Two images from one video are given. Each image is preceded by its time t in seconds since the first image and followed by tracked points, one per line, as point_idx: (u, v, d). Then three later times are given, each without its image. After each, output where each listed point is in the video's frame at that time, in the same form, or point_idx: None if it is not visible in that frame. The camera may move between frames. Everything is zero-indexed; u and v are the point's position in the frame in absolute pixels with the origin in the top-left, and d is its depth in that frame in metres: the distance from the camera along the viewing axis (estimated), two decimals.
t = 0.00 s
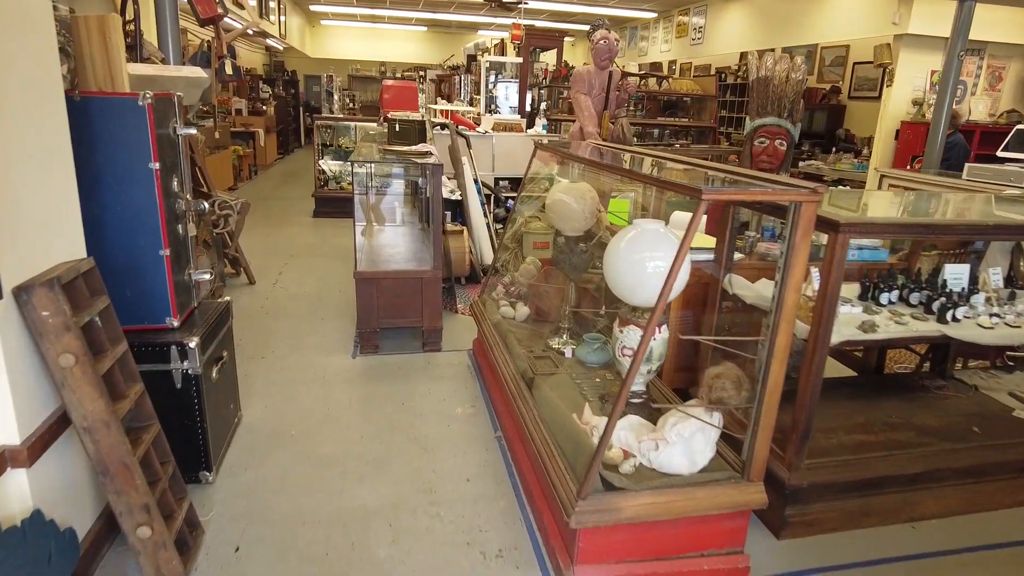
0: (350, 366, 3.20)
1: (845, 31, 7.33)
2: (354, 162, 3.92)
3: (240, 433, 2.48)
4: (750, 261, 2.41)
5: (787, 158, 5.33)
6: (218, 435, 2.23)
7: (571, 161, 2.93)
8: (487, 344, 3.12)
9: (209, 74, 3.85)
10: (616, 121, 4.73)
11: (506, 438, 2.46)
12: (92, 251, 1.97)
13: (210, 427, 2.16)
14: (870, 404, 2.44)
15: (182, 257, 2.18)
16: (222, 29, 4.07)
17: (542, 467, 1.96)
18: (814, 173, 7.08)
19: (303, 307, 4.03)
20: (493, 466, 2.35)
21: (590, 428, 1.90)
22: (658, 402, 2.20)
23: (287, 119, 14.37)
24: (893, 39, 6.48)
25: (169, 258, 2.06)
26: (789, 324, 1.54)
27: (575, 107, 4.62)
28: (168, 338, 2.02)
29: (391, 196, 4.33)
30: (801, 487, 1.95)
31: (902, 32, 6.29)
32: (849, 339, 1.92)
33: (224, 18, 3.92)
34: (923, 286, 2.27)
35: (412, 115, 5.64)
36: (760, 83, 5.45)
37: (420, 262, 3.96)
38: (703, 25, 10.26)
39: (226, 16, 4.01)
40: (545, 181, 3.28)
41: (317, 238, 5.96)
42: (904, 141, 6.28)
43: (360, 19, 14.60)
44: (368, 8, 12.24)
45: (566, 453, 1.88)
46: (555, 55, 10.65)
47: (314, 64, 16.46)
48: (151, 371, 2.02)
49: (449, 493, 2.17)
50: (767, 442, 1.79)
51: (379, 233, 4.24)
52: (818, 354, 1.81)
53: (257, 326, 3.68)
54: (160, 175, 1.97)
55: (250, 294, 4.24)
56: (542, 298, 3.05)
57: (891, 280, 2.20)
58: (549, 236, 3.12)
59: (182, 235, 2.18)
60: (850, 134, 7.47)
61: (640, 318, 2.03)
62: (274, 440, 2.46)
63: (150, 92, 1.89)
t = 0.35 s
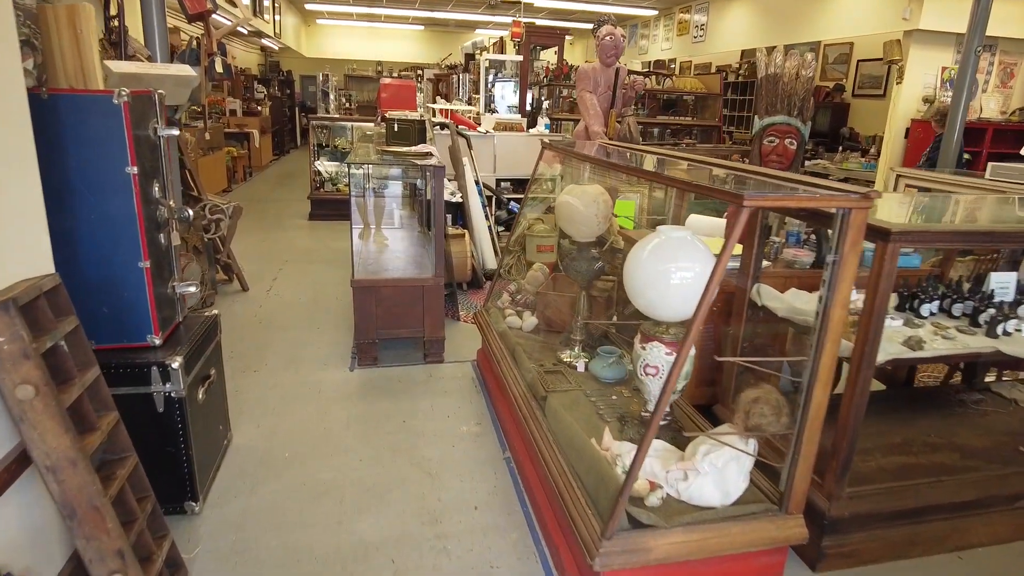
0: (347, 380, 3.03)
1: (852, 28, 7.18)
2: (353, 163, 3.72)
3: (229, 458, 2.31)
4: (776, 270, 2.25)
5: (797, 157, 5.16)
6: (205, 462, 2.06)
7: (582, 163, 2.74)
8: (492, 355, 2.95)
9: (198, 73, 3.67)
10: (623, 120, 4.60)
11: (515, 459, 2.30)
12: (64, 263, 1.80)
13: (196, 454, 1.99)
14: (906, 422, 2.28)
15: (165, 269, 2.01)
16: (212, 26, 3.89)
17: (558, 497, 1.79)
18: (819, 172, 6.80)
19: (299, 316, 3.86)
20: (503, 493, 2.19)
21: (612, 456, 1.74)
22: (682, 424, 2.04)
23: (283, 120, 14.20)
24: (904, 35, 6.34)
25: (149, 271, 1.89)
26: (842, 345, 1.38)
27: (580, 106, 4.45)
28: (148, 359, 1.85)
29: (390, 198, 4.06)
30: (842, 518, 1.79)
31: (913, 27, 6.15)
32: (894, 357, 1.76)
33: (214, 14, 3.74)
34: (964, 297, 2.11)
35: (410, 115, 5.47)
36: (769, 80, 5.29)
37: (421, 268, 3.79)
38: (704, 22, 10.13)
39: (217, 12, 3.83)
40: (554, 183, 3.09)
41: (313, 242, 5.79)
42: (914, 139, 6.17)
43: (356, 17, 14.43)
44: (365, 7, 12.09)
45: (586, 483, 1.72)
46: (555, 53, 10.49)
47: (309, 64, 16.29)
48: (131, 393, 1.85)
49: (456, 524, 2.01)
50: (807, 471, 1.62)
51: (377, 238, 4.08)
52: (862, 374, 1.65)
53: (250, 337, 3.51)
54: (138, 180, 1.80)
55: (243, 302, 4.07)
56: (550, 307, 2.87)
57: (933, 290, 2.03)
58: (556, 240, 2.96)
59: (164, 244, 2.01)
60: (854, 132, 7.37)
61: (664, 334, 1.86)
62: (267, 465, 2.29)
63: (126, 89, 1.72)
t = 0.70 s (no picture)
0: (341, 396, 2.84)
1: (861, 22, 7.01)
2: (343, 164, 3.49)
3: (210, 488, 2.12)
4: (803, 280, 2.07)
5: (808, 156, 5.00)
6: (179, 494, 1.86)
7: (590, 162, 2.55)
8: (493, 368, 2.76)
9: (182, 68, 3.48)
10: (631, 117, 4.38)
11: (520, 486, 2.12)
12: (19, 277, 1.62)
13: (169, 485, 1.80)
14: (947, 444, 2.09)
15: (133, 281, 1.82)
16: (198, 18, 3.69)
17: (570, 538, 1.62)
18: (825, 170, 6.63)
19: (290, 325, 3.68)
20: (508, 527, 2.00)
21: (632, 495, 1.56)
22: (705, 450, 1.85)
23: (279, 120, 14.02)
24: (915, 29, 6.20)
25: (115, 285, 1.70)
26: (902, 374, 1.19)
27: (585, 103, 4.32)
28: (113, 383, 1.66)
29: (388, 198, 3.89)
30: (890, 560, 1.60)
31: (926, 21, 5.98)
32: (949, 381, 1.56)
33: (199, 6, 3.55)
34: (1015, 309, 1.92)
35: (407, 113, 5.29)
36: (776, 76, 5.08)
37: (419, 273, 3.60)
38: (708, 18, 9.97)
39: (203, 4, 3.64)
40: (557, 183, 2.90)
41: (307, 245, 5.61)
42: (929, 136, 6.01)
43: (352, 15, 14.25)
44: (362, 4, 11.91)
45: (604, 525, 1.54)
46: (555, 50, 10.30)
47: (306, 63, 16.11)
48: (95, 422, 1.67)
49: (458, 564, 1.83)
50: (852, 511, 1.43)
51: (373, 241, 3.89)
52: (914, 403, 1.46)
53: (238, 349, 3.33)
54: (100, 183, 1.61)
55: (232, 310, 3.89)
56: (556, 317, 2.69)
57: (983, 301, 1.84)
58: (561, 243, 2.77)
59: (133, 254, 1.82)
60: (861, 129, 7.20)
61: (687, 353, 1.69)
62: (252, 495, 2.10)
63: (84, 80, 1.53)
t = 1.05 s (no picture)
0: (327, 417, 2.69)
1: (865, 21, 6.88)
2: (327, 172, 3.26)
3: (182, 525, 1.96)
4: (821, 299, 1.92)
5: (815, 159, 4.84)
6: (143, 538, 1.71)
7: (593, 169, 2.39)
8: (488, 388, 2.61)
9: (163, 70, 3.32)
10: (632, 119, 4.14)
11: (517, 522, 1.97)
12: None
13: (132, 529, 1.64)
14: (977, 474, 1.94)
15: (92, 304, 1.66)
16: (180, 18, 3.54)
17: None
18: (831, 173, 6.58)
19: (277, 339, 3.52)
20: (504, 569, 1.85)
21: (641, 548, 1.41)
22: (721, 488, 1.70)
23: (274, 121, 13.87)
24: (924, 28, 6.06)
25: (70, 311, 1.54)
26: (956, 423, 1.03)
27: (585, 105, 4.16)
28: (67, 421, 1.51)
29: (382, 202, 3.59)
30: None
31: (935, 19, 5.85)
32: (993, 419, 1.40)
33: (181, 5, 3.40)
34: None
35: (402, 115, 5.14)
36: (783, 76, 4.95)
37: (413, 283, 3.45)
38: (709, 18, 9.85)
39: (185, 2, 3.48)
40: (557, 189, 2.74)
41: (298, 251, 5.46)
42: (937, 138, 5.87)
43: (348, 15, 14.10)
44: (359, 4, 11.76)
45: None
46: (554, 49, 10.15)
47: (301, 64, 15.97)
48: (47, 464, 1.51)
49: None
50: (888, 569, 1.27)
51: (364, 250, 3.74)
52: (959, 447, 1.30)
53: (221, 366, 3.18)
54: (49, 200, 1.45)
55: (218, 322, 3.74)
56: (556, 335, 2.53)
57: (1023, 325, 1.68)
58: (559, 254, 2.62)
59: (92, 275, 1.66)
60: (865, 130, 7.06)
61: (702, 385, 1.53)
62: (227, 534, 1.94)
63: (28, 85, 1.37)
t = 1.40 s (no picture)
0: (314, 436, 2.55)
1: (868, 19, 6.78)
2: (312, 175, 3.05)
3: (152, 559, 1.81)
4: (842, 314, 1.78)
5: (821, 159, 4.67)
6: None
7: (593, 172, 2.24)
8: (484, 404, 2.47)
9: (143, 70, 3.18)
10: (634, 120, 4.01)
11: (516, 556, 1.82)
12: None
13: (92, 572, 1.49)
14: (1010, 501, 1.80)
15: (49, 324, 1.51)
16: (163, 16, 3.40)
17: None
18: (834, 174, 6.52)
19: (265, 350, 3.37)
20: None
21: None
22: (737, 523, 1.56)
23: (269, 122, 13.74)
24: (930, 26, 5.94)
25: (19, 333, 1.39)
26: None
27: (584, 105, 4.03)
28: (16, 456, 1.36)
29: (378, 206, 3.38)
30: None
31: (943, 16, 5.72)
32: None
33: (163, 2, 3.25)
34: None
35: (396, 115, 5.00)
36: (787, 75, 4.83)
37: (406, 291, 3.30)
38: (709, 16, 9.74)
39: None
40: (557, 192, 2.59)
41: (290, 257, 5.32)
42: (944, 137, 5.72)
43: (343, 15, 13.98)
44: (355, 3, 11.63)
45: None
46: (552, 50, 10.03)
47: (297, 64, 15.85)
48: None
49: None
50: None
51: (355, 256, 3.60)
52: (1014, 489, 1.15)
53: (204, 379, 3.03)
54: None
55: (203, 332, 3.59)
56: (557, 349, 2.37)
57: None
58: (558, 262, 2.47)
59: (48, 292, 1.51)
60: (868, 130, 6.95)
61: (719, 415, 1.39)
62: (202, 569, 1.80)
63: None
